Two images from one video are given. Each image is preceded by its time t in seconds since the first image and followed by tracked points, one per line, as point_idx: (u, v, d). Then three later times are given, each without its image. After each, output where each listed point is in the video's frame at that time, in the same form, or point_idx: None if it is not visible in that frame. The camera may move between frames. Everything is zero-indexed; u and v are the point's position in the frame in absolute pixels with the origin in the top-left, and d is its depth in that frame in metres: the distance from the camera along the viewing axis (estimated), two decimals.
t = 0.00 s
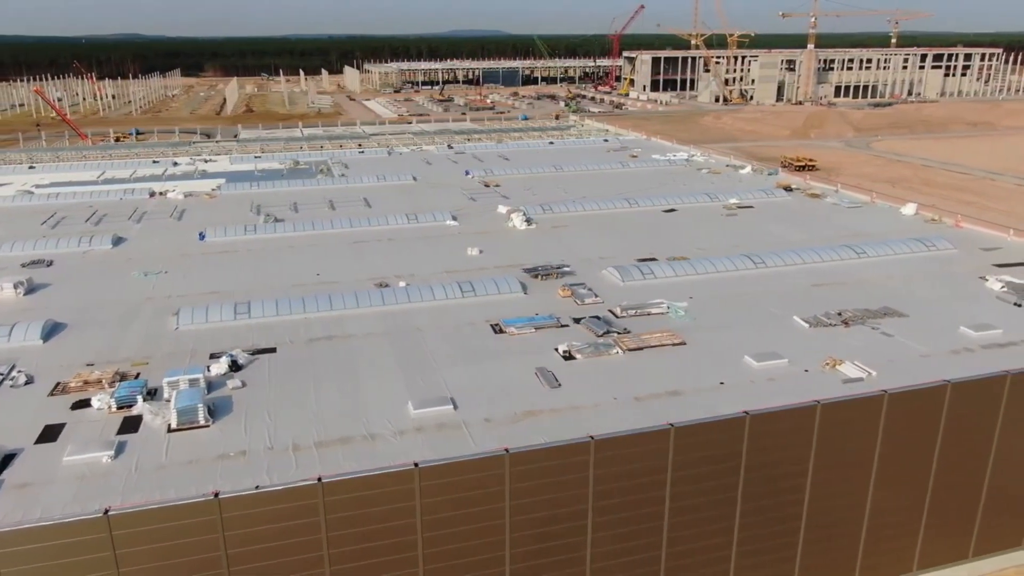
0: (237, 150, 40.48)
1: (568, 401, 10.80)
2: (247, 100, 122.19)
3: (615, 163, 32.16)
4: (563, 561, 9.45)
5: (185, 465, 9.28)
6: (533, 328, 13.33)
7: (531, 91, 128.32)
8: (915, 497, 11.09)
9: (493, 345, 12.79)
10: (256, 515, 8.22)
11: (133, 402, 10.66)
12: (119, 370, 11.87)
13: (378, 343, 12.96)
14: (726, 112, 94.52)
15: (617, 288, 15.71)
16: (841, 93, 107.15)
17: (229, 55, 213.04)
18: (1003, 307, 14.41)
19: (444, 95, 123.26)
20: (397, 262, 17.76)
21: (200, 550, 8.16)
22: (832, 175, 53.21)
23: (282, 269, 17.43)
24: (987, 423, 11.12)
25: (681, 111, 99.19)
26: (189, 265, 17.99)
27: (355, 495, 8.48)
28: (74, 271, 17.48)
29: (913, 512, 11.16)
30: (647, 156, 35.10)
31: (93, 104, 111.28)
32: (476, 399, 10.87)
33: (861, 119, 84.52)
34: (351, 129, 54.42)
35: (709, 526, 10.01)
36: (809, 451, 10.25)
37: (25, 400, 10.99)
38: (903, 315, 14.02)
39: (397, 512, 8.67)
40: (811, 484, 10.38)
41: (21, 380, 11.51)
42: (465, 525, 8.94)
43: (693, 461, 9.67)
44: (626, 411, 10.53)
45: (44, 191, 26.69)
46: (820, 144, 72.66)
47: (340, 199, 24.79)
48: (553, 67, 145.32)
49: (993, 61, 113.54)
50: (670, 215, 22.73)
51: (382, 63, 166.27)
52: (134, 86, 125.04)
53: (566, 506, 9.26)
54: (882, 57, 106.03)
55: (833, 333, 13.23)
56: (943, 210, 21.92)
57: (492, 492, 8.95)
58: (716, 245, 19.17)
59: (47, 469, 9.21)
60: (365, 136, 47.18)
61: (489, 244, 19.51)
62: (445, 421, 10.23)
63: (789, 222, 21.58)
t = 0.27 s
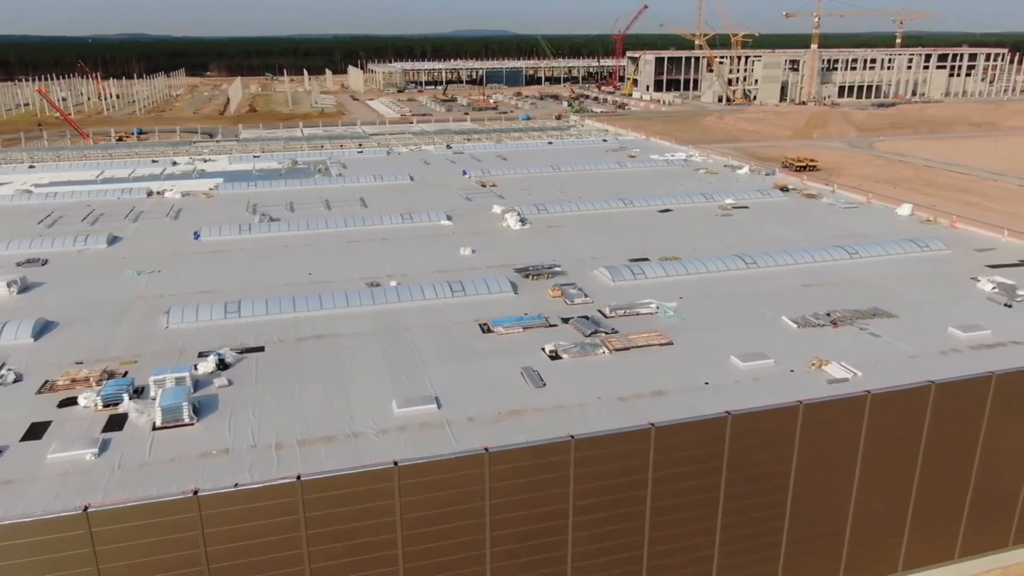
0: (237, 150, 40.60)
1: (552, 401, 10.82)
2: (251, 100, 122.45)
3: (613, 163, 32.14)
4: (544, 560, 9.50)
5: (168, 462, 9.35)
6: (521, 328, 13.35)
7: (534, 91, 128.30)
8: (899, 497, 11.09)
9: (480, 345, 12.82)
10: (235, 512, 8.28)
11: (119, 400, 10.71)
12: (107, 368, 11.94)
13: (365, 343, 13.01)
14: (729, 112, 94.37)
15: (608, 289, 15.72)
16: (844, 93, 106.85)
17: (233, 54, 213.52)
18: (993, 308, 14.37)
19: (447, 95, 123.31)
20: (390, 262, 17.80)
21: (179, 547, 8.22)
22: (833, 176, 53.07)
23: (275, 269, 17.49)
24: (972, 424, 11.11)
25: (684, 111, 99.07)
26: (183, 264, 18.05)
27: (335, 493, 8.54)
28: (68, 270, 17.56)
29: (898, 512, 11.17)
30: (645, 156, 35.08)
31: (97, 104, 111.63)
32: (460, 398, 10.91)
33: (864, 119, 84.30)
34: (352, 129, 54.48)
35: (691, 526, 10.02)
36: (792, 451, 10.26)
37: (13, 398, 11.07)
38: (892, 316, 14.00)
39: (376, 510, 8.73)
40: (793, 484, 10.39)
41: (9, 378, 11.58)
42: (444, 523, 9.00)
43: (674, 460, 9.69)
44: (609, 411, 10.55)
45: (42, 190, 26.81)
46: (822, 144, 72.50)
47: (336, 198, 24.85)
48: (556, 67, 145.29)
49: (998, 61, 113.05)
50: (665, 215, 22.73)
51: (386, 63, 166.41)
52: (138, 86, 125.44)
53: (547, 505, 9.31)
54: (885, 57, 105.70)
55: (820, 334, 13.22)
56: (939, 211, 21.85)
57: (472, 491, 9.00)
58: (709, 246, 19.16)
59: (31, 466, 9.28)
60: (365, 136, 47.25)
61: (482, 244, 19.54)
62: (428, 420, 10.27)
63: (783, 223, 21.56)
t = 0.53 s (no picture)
0: (236, 150, 40.71)
1: (535, 400, 10.85)
2: (255, 100, 122.73)
3: (610, 163, 32.14)
4: (524, 559, 9.55)
5: (150, 460, 9.40)
6: (509, 328, 13.38)
7: (537, 91, 128.31)
8: (884, 498, 11.10)
9: (467, 344, 12.86)
10: (215, 510, 8.32)
11: (105, 398, 10.75)
12: (95, 367, 12.00)
13: (354, 342, 13.07)
14: (731, 113, 94.25)
15: (598, 289, 15.76)
16: (847, 93, 106.59)
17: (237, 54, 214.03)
18: (982, 309, 14.35)
19: (451, 95, 123.41)
20: (382, 263, 17.85)
21: (159, 544, 8.27)
22: (834, 176, 52.98)
23: (268, 268, 17.55)
24: (957, 425, 11.10)
25: (686, 111, 98.98)
26: (176, 263, 18.12)
27: (315, 491, 8.59)
28: (62, 269, 17.66)
29: (882, 513, 11.17)
30: (643, 156, 35.11)
31: (102, 104, 112.01)
32: (444, 397, 10.95)
33: (867, 120, 84.10)
34: (353, 129, 54.54)
35: (673, 526, 10.05)
36: (774, 451, 10.26)
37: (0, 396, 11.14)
38: (881, 317, 13.99)
39: (355, 508, 8.78)
40: (776, 484, 10.40)
41: None
42: (423, 522, 9.05)
43: (655, 460, 9.71)
44: (591, 410, 10.57)
45: (41, 190, 26.93)
46: (824, 145, 72.36)
47: (332, 198, 24.91)
48: (559, 67, 145.32)
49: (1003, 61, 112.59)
50: (660, 215, 22.74)
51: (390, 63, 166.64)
52: (143, 86, 125.83)
53: (527, 505, 9.35)
54: (889, 57, 105.40)
55: (808, 335, 13.20)
56: (934, 212, 21.82)
57: (451, 490, 9.05)
58: (702, 246, 19.16)
59: (14, 464, 9.34)
60: (366, 136, 47.36)
61: (475, 244, 19.58)
62: (411, 419, 10.32)
63: (778, 223, 21.54)
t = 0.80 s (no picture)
0: (236, 149, 40.82)
1: (519, 400, 10.88)
2: (258, 100, 123.00)
3: (608, 163, 32.14)
4: (505, 558, 9.57)
5: (133, 458, 9.46)
6: (497, 327, 13.41)
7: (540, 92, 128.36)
8: (868, 499, 11.09)
9: (454, 344, 12.89)
10: (194, 508, 8.36)
11: (92, 396, 10.80)
12: (84, 365, 12.07)
13: (342, 341, 13.11)
14: (734, 113, 94.12)
15: (588, 288, 15.78)
16: (851, 93, 106.31)
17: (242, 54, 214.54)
18: (972, 310, 14.31)
19: (454, 95, 123.48)
20: (375, 262, 17.91)
21: (139, 542, 8.32)
22: (835, 177, 52.85)
23: (261, 267, 17.62)
24: (942, 425, 11.09)
25: (688, 112, 98.88)
26: (170, 262, 18.19)
27: (295, 490, 8.62)
28: (56, 268, 17.75)
29: (867, 513, 11.16)
30: (641, 156, 35.11)
31: (106, 104, 112.41)
32: (428, 396, 10.98)
33: (869, 120, 83.87)
34: (354, 129, 54.60)
35: (655, 526, 10.06)
36: (757, 452, 10.26)
37: None
38: (870, 318, 13.97)
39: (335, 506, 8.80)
40: (759, 484, 10.40)
41: None
42: (403, 521, 9.09)
43: (637, 460, 9.72)
44: (575, 410, 10.59)
45: (39, 189, 27.05)
46: (826, 145, 72.20)
47: (328, 198, 24.98)
48: (562, 68, 145.27)
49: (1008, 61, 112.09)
50: (654, 215, 22.74)
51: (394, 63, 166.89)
52: (147, 86, 126.26)
53: (508, 504, 9.37)
54: (893, 57, 105.07)
55: (796, 336, 13.19)
56: (929, 213, 21.76)
57: (432, 489, 9.07)
58: (694, 247, 19.17)
59: None
60: (366, 136, 47.46)
61: (468, 244, 19.61)
62: (395, 418, 10.35)
63: (773, 224, 21.53)
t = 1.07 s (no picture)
0: (237, 149, 40.95)
1: (504, 399, 10.92)
2: (263, 100, 123.31)
3: (606, 164, 32.13)
4: (487, 556, 9.61)
5: (118, 455, 9.53)
6: (485, 327, 13.45)
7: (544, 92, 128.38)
8: (853, 499, 11.08)
9: (442, 343, 12.94)
10: (176, 505, 8.43)
11: (80, 393, 10.88)
12: (73, 363, 12.16)
13: (331, 340, 13.18)
14: (738, 113, 93.95)
15: (579, 288, 15.82)
16: (855, 94, 105.98)
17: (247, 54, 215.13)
18: (963, 311, 14.27)
19: (458, 95, 123.58)
20: (368, 262, 17.97)
21: (121, 538, 8.40)
22: (837, 177, 52.69)
23: (254, 266, 17.70)
24: (928, 426, 11.08)
25: (692, 112, 98.72)
26: (165, 261, 18.30)
27: (276, 487, 8.68)
28: (52, 266, 17.86)
29: (852, 514, 11.15)
30: (640, 156, 35.10)
31: (112, 103, 112.78)
32: (414, 395, 11.03)
33: (873, 120, 83.60)
34: (356, 129, 54.70)
35: (638, 525, 10.09)
36: (740, 452, 10.26)
37: None
38: (860, 318, 13.96)
39: (316, 504, 8.87)
40: (742, 484, 10.41)
41: None
42: (384, 519, 9.14)
43: (618, 459, 9.76)
44: (558, 409, 10.62)
45: (40, 189, 27.21)
46: (829, 146, 72.01)
47: (325, 198, 25.06)
48: (567, 68, 145.20)
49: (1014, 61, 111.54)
50: (650, 215, 22.74)
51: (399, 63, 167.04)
52: (153, 86, 126.75)
53: (489, 502, 9.42)
54: (898, 57, 104.69)
55: (784, 336, 13.18)
56: (926, 213, 21.69)
57: (413, 487, 9.13)
58: (688, 247, 19.19)
59: None
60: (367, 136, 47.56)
61: (462, 244, 19.64)
62: (379, 417, 10.40)
63: (768, 225, 21.50)
